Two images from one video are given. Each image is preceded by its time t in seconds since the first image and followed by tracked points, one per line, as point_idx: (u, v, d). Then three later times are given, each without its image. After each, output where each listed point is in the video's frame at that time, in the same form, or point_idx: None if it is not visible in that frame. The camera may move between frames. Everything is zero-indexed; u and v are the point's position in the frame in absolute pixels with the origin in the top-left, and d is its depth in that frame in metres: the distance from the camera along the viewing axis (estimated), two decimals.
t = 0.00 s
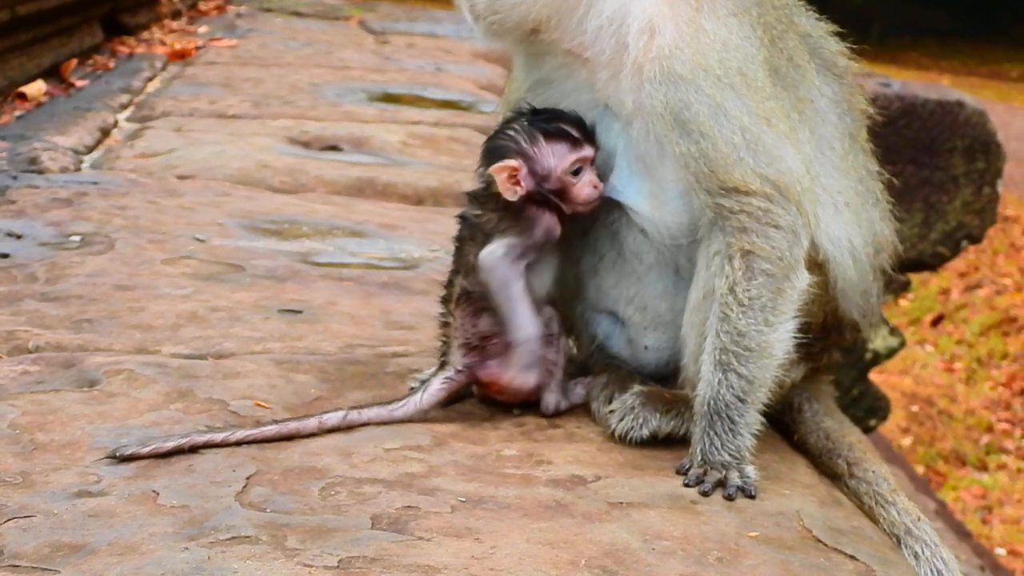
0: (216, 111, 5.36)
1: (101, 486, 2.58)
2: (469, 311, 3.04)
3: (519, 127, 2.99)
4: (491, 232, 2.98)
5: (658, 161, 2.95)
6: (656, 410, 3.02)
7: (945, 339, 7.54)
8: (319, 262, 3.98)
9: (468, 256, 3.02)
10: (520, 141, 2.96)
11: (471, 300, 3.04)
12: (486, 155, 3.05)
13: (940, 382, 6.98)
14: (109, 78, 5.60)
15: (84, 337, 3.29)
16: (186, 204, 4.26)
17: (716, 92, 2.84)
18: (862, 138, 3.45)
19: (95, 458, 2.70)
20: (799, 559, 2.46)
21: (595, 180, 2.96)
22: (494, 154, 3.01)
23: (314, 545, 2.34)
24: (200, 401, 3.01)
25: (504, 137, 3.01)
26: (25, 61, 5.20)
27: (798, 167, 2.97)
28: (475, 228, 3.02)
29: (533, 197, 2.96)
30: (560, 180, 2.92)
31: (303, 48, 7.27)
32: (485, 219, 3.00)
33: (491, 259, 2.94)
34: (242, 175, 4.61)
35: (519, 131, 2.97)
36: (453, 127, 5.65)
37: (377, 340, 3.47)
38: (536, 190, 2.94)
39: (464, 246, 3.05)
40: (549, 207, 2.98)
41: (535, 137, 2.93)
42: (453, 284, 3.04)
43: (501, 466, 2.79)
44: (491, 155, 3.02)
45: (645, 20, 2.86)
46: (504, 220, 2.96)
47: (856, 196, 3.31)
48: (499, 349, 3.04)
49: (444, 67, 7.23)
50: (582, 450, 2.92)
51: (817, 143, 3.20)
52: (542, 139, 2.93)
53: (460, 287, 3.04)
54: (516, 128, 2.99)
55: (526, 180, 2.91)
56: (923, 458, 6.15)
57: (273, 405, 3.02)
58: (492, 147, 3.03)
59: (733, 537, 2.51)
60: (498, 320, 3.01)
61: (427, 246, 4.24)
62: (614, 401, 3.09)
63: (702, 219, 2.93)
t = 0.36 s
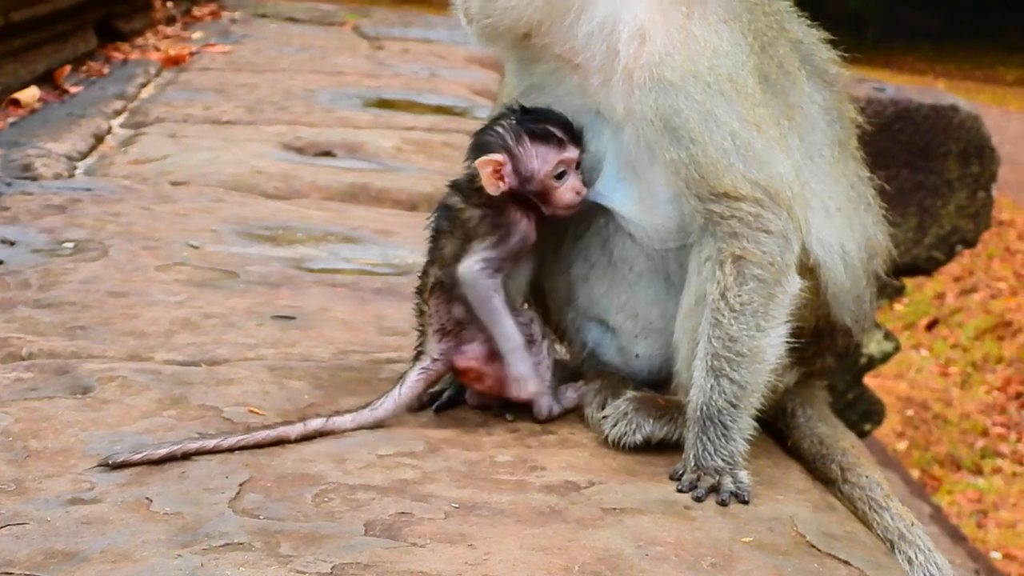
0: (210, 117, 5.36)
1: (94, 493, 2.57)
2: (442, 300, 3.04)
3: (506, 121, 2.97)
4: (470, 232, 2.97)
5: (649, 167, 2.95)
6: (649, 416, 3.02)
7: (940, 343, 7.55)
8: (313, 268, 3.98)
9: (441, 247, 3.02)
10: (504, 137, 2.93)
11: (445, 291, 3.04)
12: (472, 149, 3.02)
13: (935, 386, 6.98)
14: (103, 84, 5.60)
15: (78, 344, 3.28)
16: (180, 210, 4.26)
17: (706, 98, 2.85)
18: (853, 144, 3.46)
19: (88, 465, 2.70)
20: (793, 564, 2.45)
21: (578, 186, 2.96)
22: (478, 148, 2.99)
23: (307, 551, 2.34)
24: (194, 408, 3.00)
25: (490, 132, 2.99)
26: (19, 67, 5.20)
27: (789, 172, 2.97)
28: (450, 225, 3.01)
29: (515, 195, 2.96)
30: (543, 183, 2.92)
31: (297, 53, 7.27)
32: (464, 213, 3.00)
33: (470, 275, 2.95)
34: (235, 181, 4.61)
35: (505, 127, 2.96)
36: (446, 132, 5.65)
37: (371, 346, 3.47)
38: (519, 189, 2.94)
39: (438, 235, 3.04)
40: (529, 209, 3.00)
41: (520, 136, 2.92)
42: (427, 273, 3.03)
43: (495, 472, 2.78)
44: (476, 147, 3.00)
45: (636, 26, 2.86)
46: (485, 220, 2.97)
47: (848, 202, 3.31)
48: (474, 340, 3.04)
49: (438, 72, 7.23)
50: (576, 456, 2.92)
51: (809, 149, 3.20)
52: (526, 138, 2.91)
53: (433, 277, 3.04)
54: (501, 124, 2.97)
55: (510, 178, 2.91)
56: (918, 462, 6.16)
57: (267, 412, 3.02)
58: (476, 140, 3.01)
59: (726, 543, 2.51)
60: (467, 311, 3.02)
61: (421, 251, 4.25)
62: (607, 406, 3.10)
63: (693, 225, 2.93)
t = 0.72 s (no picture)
0: (202, 124, 5.36)
1: (84, 500, 2.56)
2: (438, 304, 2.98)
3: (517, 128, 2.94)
4: (477, 241, 2.93)
5: (641, 170, 2.96)
6: (640, 421, 3.02)
7: (932, 348, 7.56)
8: (304, 274, 3.98)
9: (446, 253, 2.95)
10: (517, 143, 2.91)
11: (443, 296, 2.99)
12: (485, 157, 3.01)
13: (927, 390, 6.99)
14: (94, 91, 5.60)
15: (68, 351, 3.27)
16: (171, 217, 4.26)
17: (699, 102, 2.85)
18: (846, 150, 3.46)
19: (78, 473, 2.69)
20: (784, 568, 2.44)
21: (593, 191, 2.91)
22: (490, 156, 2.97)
23: (298, 558, 2.33)
24: (184, 415, 2.99)
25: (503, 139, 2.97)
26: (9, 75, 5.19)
27: (782, 178, 2.97)
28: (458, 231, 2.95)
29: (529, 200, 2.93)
30: (558, 188, 2.88)
31: (288, 60, 7.27)
32: (470, 221, 2.94)
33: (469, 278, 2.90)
34: (226, 188, 4.61)
35: (517, 134, 2.93)
36: (438, 139, 5.65)
37: (362, 353, 3.47)
38: (533, 195, 2.90)
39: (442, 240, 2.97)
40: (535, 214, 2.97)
41: (534, 141, 2.90)
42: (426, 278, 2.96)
43: (486, 479, 2.78)
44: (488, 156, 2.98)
45: (630, 29, 2.87)
46: (493, 230, 2.93)
47: (841, 207, 3.32)
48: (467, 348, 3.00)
49: (430, 79, 7.24)
50: (568, 462, 2.91)
51: (802, 155, 3.21)
52: (539, 142, 2.90)
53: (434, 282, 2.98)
54: (514, 130, 2.95)
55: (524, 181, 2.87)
56: (911, 467, 6.17)
57: (258, 418, 3.01)
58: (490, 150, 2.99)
59: (718, 548, 2.50)
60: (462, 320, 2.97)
61: (412, 257, 4.25)
62: (599, 412, 3.09)
63: (686, 229, 2.94)
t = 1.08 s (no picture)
0: (193, 129, 5.36)
1: (76, 506, 2.56)
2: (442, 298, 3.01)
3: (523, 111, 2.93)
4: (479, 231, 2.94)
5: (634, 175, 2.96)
6: (632, 426, 3.02)
7: (925, 351, 7.57)
8: (296, 279, 3.98)
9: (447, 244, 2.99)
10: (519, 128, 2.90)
11: (447, 288, 3.02)
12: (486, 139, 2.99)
13: (920, 393, 7.00)
14: (86, 96, 5.59)
15: (60, 357, 3.27)
16: (163, 221, 4.26)
17: (692, 108, 2.86)
18: (838, 155, 3.47)
19: (70, 479, 2.68)
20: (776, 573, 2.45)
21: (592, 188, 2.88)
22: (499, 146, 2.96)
23: (291, 564, 2.33)
24: (176, 421, 2.99)
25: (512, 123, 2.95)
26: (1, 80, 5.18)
27: (775, 185, 2.98)
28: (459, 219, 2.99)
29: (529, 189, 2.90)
30: (557, 184, 2.85)
31: (280, 64, 7.27)
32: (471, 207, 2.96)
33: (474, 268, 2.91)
34: (218, 193, 4.61)
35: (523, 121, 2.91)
36: (430, 143, 5.65)
37: (354, 357, 3.47)
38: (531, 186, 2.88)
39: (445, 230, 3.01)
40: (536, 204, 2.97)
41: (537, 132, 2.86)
42: (429, 269, 3.01)
43: (478, 484, 2.77)
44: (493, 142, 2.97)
45: (622, 34, 2.89)
46: (493, 218, 2.94)
47: (833, 213, 3.33)
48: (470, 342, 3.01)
49: (422, 83, 7.24)
50: (560, 467, 2.91)
51: (795, 161, 3.22)
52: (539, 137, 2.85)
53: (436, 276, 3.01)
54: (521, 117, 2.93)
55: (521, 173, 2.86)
56: (905, 470, 6.18)
57: (250, 424, 3.01)
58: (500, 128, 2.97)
59: (710, 552, 2.51)
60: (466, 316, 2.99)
61: (404, 262, 4.25)
62: (591, 417, 3.09)
63: (679, 235, 2.94)
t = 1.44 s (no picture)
0: (188, 137, 5.36)
1: (70, 516, 2.55)
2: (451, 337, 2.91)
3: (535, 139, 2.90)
4: (522, 271, 2.92)
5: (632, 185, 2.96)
6: (627, 435, 3.02)
7: (919, 357, 7.58)
8: (291, 287, 3.98)
9: (473, 286, 2.92)
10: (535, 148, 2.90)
11: (453, 324, 2.93)
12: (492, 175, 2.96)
13: (915, 400, 7.01)
14: (79, 104, 5.59)
15: (54, 366, 3.26)
16: (157, 230, 4.26)
17: (691, 117, 2.86)
18: (833, 166, 3.47)
19: (65, 488, 2.67)
20: None
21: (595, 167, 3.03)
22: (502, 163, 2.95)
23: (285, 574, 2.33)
24: (170, 430, 2.98)
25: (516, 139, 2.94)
26: None
27: (773, 195, 2.98)
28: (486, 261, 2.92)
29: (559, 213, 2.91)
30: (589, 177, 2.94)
31: (274, 72, 7.28)
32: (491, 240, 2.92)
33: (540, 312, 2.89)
34: (212, 201, 4.61)
35: (535, 134, 2.91)
36: (424, 150, 5.66)
37: (349, 366, 3.47)
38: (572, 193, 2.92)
39: (467, 272, 2.93)
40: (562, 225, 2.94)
41: (558, 140, 2.89)
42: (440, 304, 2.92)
43: (473, 493, 2.77)
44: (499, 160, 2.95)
45: (622, 43, 2.90)
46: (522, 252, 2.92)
47: (829, 223, 3.34)
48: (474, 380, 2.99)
49: (416, 90, 7.24)
50: (554, 475, 2.91)
51: (791, 171, 3.22)
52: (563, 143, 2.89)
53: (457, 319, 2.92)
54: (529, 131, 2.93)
55: (550, 186, 2.85)
56: (900, 476, 6.18)
57: (244, 433, 3.00)
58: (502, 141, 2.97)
59: (704, 561, 2.50)
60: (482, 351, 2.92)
61: (399, 270, 4.25)
62: (586, 426, 3.10)
63: (677, 244, 2.94)
